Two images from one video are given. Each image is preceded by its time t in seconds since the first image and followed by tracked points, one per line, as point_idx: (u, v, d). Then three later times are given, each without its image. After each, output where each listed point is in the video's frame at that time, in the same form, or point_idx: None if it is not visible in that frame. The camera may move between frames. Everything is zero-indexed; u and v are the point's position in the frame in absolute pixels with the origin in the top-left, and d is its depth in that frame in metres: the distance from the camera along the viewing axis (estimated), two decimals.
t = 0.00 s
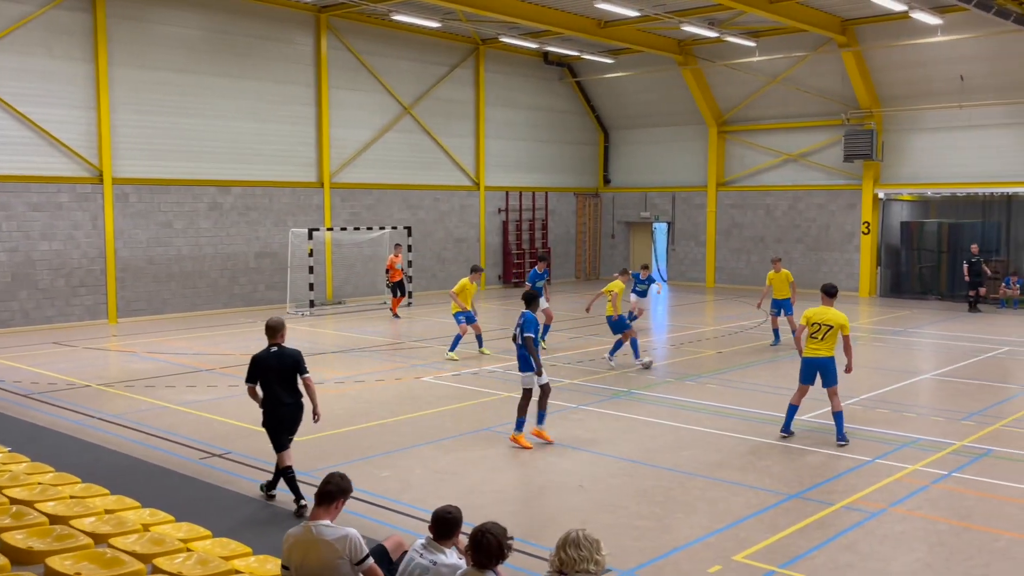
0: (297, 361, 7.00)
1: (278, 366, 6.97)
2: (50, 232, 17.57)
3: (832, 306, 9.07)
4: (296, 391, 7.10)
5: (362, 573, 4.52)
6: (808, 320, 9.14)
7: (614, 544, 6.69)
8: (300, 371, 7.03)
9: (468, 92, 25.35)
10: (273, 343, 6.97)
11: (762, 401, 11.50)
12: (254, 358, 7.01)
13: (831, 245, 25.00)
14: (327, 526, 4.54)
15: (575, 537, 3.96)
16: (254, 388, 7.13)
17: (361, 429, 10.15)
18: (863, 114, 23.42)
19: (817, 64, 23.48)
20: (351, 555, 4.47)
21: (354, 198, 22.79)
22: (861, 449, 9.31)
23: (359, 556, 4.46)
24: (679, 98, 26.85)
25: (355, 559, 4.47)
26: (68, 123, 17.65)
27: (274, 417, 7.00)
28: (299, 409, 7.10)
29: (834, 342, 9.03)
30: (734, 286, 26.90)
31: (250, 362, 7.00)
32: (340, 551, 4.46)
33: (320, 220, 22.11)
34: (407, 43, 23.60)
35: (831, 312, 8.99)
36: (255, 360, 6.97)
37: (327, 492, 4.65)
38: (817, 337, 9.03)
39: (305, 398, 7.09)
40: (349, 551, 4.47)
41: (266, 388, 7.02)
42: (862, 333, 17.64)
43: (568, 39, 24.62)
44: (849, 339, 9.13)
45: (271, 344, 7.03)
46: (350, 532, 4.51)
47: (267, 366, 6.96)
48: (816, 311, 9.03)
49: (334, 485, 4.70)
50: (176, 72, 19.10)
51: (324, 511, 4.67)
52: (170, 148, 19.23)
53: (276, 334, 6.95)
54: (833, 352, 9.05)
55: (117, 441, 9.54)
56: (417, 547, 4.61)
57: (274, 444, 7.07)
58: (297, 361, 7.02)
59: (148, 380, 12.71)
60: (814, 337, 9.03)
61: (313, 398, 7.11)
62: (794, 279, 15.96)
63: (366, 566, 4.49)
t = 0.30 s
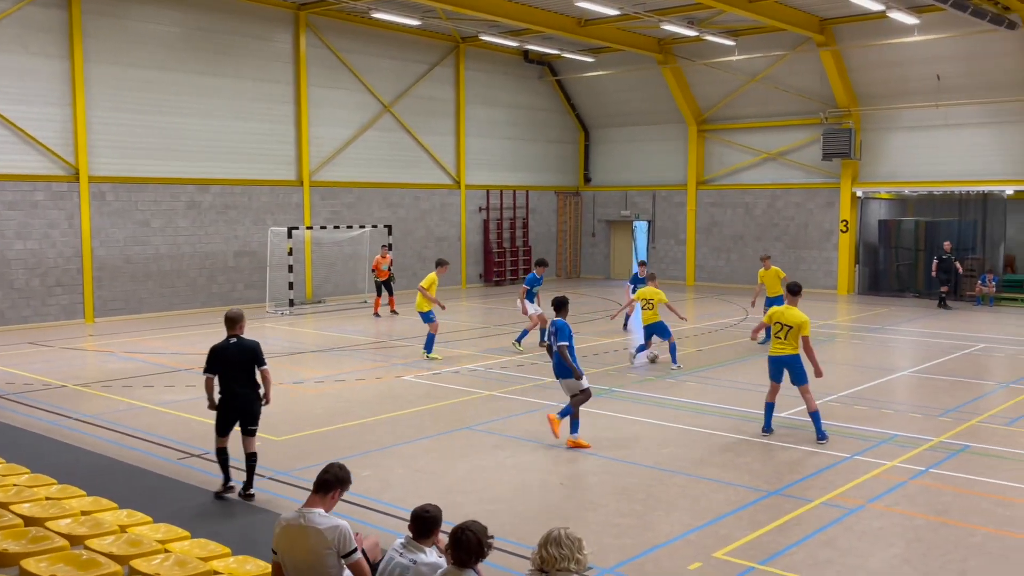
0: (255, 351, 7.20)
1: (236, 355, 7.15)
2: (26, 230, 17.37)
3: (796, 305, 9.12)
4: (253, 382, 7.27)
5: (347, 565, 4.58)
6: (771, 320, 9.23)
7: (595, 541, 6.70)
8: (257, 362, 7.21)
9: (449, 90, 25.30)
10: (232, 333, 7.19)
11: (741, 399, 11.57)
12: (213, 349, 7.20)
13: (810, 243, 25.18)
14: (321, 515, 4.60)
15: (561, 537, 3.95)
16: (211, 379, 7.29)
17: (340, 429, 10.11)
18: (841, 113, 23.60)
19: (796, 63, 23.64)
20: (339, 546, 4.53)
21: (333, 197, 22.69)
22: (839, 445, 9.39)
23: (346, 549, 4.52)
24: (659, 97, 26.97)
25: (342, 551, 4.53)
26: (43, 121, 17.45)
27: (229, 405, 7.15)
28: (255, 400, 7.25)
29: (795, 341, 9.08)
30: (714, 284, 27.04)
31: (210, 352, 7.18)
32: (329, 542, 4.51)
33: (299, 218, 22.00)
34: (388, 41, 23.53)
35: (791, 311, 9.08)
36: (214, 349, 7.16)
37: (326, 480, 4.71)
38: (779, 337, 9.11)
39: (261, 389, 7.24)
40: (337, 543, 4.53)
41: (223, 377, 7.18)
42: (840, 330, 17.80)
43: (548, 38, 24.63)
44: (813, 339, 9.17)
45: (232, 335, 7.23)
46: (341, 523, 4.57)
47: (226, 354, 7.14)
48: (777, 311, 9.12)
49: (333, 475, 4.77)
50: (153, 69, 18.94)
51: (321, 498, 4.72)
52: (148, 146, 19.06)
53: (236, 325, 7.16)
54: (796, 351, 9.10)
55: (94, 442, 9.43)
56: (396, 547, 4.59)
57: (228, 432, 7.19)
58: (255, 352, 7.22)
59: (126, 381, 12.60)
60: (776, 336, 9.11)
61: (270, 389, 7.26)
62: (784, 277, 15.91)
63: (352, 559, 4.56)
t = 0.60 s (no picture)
0: (212, 351, 7.39)
1: (194, 354, 7.34)
2: (4, 229, 17.19)
3: (754, 299, 9.25)
4: (210, 380, 7.47)
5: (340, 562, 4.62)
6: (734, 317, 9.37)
7: (578, 539, 6.72)
8: (214, 361, 7.42)
9: (431, 89, 25.25)
10: (190, 333, 7.37)
11: (724, 398, 11.61)
12: (171, 347, 7.38)
13: (792, 241, 25.33)
14: (319, 511, 4.62)
15: (546, 536, 3.96)
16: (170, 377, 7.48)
17: (322, 429, 10.07)
18: (822, 112, 23.76)
19: (778, 63, 23.77)
20: (330, 544, 4.57)
21: (316, 195, 22.60)
22: (821, 443, 9.45)
23: (338, 546, 4.55)
24: (642, 97, 27.05)
25: (334, 549, 4.56)
26: (21, 119, 17.27)
27: (187, 403, 7.37)
28: (212, 398, 7.47)
29: (759, 334, 9.22)
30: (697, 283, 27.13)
31: (168, 350, 7.37)
32: (320, 538, 4.55)
33: (282, 217, 21.90)
34: (371, 40, 23.47)
35: (753, 305, 9.22)
36: (172, 348, 7.34)
37: (328, 477, 4.75)
38: (745, 333, 9.23)
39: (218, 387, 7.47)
40: (329, 540, 4.56)
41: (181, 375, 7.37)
42: (822, 329, 17.90)
43: (531, 36, 24.64)
44: (776, 329, 9.29)
45: (189, 333, 7.41)
46: (336, 520, 4.59)
47: (184, 354, 7.33)
48: (735, 307, 9.24)
49: (334, 471, 4.80)
50: (133, 67, 18.79)
51: (321, 493, 4.76)
52: (128, 144, 18.91)
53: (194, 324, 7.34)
54: (762, 343, 9.24)
55: (74, 443, 9.35)
56: (380, 547, 4.58)
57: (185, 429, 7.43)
58: (212, 351, 7.42)
59: (106, 381, 12.49)
60: (740, 333, 9.24)
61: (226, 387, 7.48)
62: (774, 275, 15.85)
63: (344, 556, 4.59)
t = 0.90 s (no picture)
0: (180, 345, 7.70)
1: (162, 349, 7.64)
2: None
3: (729, 299, 9.26)
4: (177, 374, 7.77)
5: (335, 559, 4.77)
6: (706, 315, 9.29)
7: (567, 539, 6.74)
8: (182, 355, 7.72)
9: (419, 88, 25.22)
10: (158, 328, 7.68)
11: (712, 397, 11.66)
12: (140, 342, 7.67)
13: (779, 241, 25.44)
14: (324, 507, 4.79)
15: (533, 535, 3.98)
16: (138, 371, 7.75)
17: (310, 429, 10.05)
18: (809, 112, 23.88)
19: (765, 62, 23.86)
20: (331, 539, 4.71)
21: (304, 195, 22.54)
22: (809, 442, 9.50)
23: (337, 542, 4.70)
24: (631, 96, 27.11)
25: (333, 544, 4.71)
26: (7, 117, 17.16)
27: (155, 396, 7.63)
28: (179, 392, 7.77)
29: (731, 334, 9.22)
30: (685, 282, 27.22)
31: (137, 345, 7.65)
32: (322, 532, 4.70)
33: (269, 217, 21.83)
34: (359, 39, 23.42)
35: (728, 304, 9.23)
36: (141, 342, 7.62)
37: (336, 476, 4.90)
38: (718, 331, 9.18)
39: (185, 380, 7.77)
40: (331, 535, 4.72)
41: (150, 369, 7.66)
42: (809, 328, 17.99)
43: (519, 36, 24.64)
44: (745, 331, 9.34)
45: (157, 328, 7.71)
46: (340, 518, 4.75)
47: (152, 348, 7.62)
48: (712, 305, 9.19)
49: (344, 472, 4.94)
50: (120, 65, 18.69)
51: (329, 493, 4.91)
52: (114, 143, 18.81)
53: (163, 319, 7.64)
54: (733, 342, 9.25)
55: (61, 443, 9.29)
56: (369, 547, 4.57)
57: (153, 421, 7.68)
58: (180, 345, 7.72)
59: (92, 381, 12.41)
60: (716, 330, 9.17)
61: (193, 381, 7.79)
62: (762, 276, 15.91)
63: (342, 555, 4.74)
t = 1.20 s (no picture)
0: (161, 344, 7.74)
1: (144, 348, 7.67)
2: None
3: (706, 297, 9.23)
4: (157, 372, 7.82)
5: (333, 556, 4.78)
6: (683, 316, 9.25)
7: (561, 538, 6.75)
8: (163, 354, 7.77)
9: (414, 87, 25.20)
10: (139, 327, 7.70)
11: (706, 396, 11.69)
12: (120, 340, 7.67)
13: (773, 240, 25.50)
14: (327, 502, 4.82)
15: (527, 535, 3.98)
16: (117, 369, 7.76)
17: (303, 428, 10.04)
18: (803, 112, 23.93)
19: (759, 62, 23.90)
20: (332, 534, 4.73)
21: (297, 193, 22.50)
22: (801, 441, 9.53)
23: (338, 539, 4.72)
24: (625, 95, 27.14)
25: (334, 540, 4.73)
26: None
27: (136, 394, 7.67)
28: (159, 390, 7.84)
29: (711, 333, 9.20)
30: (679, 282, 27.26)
31: (117, 344, 7.65)
32: (324, 526, 4.72)
33: (263, 215, 21.79)
34: (353, 38, 23.40)
35: (705, 303, 9.20)
36: (123, 340, 7.63)
37: (343, 475, 4.91)
38: (696, 331, 9.15)
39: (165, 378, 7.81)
40: (332, 530, 4.74)
41: (130, 367, 7.68)
42: (803, 327, 18.04)
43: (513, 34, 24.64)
44: (724, 329, 9.34)
45: (138, 327, 7.72)
46: (343, 515, 4.78)
47: (135, 347, 7.64)
48: (689, 306, 9.14)
49: (350, 471, 4.94)
50: (113, 63, 18.64)
51: (335, 490, 4.92)
52: (107, 141, 18.75)
53: (143, 318, 7.66)
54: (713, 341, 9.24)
55: (53, 443, 9.27)
56: (361, 546, 4.57)
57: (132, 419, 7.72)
58: (161, 344, 7.76)
59: (85, 380, 12.39)
60: (695, 331, 9.13)
61: (172, 378, 7.86)
62: (754, 275, 15.94)
63: (340, 552, 4.75)
